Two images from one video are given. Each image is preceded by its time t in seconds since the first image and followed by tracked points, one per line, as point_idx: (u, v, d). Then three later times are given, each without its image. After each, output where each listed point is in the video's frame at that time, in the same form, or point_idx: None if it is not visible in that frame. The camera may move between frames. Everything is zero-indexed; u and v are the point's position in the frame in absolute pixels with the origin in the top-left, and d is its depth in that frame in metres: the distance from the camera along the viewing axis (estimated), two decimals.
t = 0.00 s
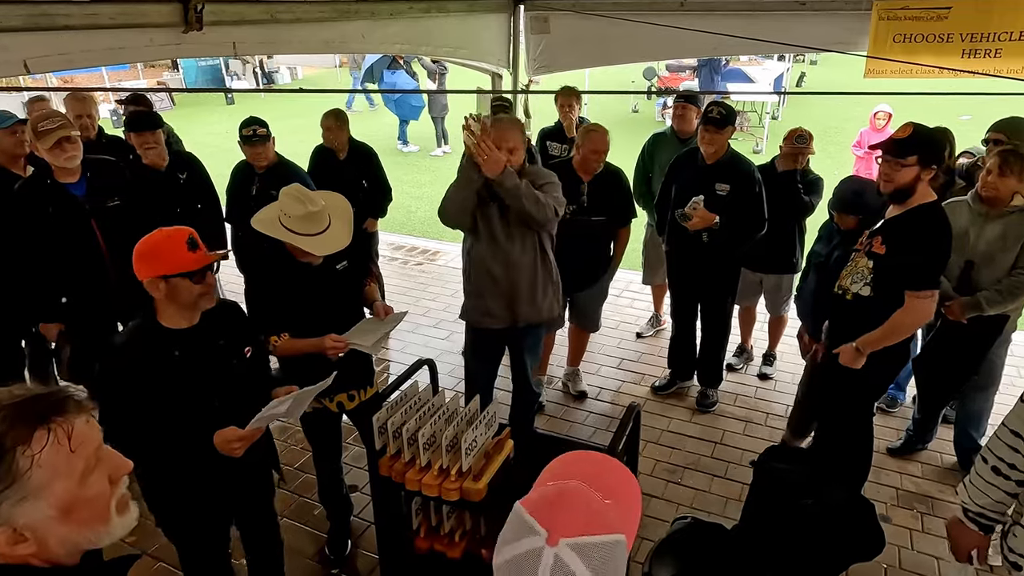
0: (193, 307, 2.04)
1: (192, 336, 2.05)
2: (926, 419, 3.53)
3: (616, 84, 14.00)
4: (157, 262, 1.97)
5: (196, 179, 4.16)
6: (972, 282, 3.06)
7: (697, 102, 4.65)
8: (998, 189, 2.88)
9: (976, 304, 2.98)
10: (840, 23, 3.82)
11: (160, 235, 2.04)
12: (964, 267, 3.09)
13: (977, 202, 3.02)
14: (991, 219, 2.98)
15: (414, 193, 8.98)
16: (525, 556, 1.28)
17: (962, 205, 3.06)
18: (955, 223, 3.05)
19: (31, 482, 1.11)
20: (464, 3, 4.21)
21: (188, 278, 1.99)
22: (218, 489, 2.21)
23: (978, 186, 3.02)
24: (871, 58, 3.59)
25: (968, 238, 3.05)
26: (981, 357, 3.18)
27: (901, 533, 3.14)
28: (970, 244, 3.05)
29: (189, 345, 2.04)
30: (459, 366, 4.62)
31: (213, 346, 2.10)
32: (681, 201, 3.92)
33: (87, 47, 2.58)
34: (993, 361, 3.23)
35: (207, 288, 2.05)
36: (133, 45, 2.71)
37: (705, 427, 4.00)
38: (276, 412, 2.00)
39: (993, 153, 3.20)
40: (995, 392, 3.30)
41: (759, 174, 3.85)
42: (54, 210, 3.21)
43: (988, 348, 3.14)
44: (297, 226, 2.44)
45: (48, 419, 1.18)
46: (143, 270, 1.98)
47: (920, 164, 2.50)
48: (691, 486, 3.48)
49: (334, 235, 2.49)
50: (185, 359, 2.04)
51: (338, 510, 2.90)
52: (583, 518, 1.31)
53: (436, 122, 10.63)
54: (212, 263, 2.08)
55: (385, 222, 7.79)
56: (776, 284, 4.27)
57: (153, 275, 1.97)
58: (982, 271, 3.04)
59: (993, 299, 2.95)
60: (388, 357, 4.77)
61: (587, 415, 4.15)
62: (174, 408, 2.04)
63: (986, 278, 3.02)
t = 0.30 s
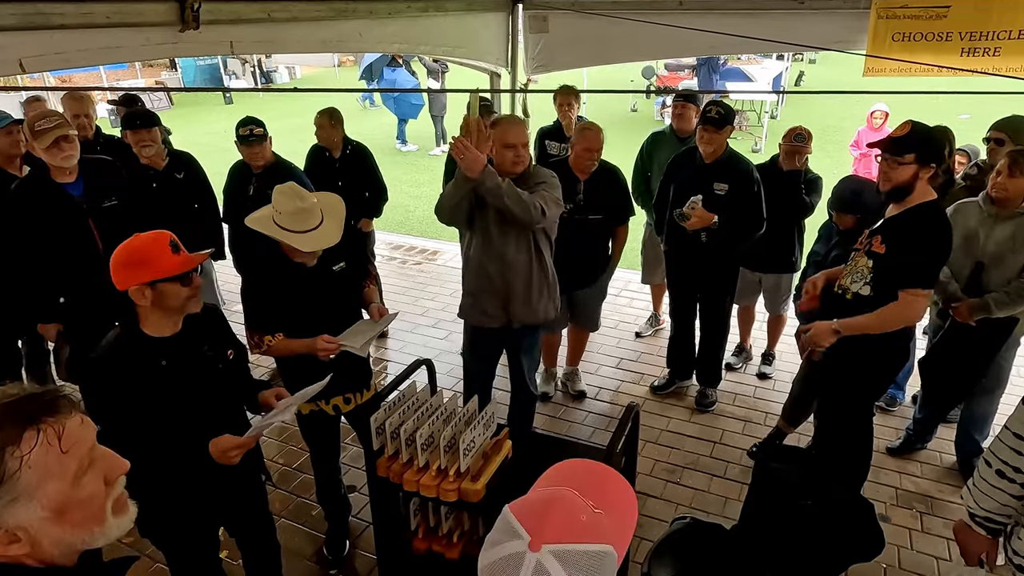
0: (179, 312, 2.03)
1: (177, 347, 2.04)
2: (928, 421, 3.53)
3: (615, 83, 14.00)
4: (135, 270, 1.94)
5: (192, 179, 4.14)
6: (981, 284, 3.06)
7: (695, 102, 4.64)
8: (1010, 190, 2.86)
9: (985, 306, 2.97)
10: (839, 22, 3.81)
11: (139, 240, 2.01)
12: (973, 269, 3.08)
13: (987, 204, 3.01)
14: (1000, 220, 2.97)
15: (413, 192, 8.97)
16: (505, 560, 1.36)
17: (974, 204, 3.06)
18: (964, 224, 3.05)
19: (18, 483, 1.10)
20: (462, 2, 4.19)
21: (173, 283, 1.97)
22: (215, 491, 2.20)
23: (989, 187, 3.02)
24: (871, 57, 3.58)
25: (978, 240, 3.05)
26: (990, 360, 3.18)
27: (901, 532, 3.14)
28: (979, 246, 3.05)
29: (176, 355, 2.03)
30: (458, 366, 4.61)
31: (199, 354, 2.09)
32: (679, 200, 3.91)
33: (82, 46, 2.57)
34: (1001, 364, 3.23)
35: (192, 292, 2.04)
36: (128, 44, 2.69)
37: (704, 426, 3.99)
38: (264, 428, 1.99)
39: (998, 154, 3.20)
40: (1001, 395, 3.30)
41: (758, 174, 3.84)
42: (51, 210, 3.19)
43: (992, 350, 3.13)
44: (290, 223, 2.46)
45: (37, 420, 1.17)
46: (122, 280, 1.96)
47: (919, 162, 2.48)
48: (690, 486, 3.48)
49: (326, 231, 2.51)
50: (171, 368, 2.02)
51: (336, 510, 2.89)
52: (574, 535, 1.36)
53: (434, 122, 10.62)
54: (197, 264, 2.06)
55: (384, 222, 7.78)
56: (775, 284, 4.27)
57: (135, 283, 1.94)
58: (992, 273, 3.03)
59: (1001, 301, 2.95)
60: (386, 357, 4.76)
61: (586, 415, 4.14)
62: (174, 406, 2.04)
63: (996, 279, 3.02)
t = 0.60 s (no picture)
0: (172, 312, 2.04)
1: (171, 347, 2.05)
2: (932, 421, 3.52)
3: (614, 82, 14.00)
4: (126, 274, 1.94)
5: (191, 178, 4.14)
6: (991, 287, 3.04)
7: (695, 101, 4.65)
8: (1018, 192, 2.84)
9: (995, 310, 2.97)
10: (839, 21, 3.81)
11: (125, 243, 2.00)
12: (984, 272, 3.07)
13: (997, 206, 2.99)
14: (1011, 222, 2.95)
15: (412, 192, 8.97)
16: (510, 572, 1.46)
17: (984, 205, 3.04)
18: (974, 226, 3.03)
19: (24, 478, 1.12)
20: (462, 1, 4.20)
21: (168, 282, 1.99)
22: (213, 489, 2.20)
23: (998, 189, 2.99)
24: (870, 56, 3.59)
25: (988, 241, 3.03)
26: (1000, 365, 3.16)
27: (900, 531, 3.14)
28: (989, 248, 3.03)
29: (173, 356, 2.04)
30: (457, 365, 4.62)
31: (190, 352, 2.10)
32: (678, 201, 3.91)
33: (80, 46, 2.57)
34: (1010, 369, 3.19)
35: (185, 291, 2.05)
36: (127, 43, 2.69)
37: (703, 425, 3.99)
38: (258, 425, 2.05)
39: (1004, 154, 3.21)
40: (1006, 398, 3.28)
41: (757, 173, 3.84)
42: (50, 210, 3.20)
43: (994, 352, 3.12)
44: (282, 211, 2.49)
45: (43, 415, 1.18)
46: (112, 285, 1.95)
47: (920, 161, 2.49)
48: (689, 485, 3.48)
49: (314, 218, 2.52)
50: (169, 369, 2.03)
51: (335, 510, 2.89)
52: (564, 534, 1.51)
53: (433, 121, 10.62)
54: (187, 262, 2.07)
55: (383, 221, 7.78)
56: (774, 282, 4.27)
57: (128, 286, 1.94)
58: (1002, 276, 3.00)
59: (1011, 305, 2.95)
60: (385, 356, 4.75)
61: (585, 414, 4.14)
62: (172, 405, 2.04)
63: (1007, 282, 2.99)
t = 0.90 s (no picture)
0: (163, 306, 2.05)
1: (164, 340, 2.04)
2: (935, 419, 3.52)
3: (614, 81, 14.02)
4: (117, 268, 1.94)
5: (191, 178, 4.15)
6: (998, 288, 3.01)
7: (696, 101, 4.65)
8: None
9: (1002, 310, 2.94)
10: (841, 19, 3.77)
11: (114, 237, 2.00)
12: (991, 273, 3.03)
13: (1004, 207, 2.96)
14: (1017, 224, 2.92)
15: (412, 191, 8.98)
16: (514, 571, 1.48)
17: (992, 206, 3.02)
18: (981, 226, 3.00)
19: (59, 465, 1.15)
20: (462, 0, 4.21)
21: (159, 276, 2.00)
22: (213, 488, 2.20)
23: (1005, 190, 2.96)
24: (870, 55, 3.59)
25: (994, 242, 3.00)
26: (1005, 367, 3.15)
27: (900, 529, 3.15)
28: (995, 249, 3.00)
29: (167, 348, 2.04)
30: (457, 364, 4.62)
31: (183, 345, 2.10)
32: (677, 199, 3.92)
33: (81, 45, 2.57)
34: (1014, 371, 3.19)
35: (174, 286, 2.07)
36: (127, 43, 2.70)
37: (703, 424, 4.00)
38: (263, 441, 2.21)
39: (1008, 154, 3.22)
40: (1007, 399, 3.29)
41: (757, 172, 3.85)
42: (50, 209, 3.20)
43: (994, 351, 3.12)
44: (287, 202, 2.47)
45: (71, 401, 1.21)
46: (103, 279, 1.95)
47: (920, 160, 2.50)
48: (689, 483, 3.48)
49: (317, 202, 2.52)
50: (163, 361, 2.03)
51: (336, 509, 2.89)
52: (566, 533, 1.53)
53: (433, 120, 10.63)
54: (177, 257, 2.08)
55: (383, 220, 7.79)
56: (774, 281, 4.28)
57: (119, 280, 1.94)
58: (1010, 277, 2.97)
59: (1018, 306, 2.92)
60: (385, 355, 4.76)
61: (585, 413, 4.14)
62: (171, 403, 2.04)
63: (1013, 283, 2.97)
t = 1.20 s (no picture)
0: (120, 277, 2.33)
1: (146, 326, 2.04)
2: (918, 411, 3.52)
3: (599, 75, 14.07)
4: (109, 247, 2.39)
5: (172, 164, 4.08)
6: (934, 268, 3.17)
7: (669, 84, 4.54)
8: (987, 186, 2.89)
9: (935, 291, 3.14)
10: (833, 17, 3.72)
11: (84, 208, 2.36)
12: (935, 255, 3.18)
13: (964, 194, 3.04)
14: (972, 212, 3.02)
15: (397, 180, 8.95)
16: None
17: (955, 196, 3.14)
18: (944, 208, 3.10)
19: (104, 441, 1.22)
20: None
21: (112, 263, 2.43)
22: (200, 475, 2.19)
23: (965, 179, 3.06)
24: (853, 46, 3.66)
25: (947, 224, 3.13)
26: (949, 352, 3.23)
27: (876, 515, 3.24)
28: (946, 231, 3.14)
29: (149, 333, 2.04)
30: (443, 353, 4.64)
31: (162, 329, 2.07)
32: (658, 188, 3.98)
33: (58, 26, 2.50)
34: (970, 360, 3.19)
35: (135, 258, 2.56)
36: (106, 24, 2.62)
37: (687, 413, 4.06)
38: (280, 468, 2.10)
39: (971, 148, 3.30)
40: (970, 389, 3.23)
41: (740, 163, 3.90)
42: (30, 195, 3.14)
43: (969, 344, 3.18)
44: (299, 195, 2.52)
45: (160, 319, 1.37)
46: (90, 253, 2.37)
47: (902, 157, 2.49)
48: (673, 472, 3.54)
49: (334, 202, 2.60)
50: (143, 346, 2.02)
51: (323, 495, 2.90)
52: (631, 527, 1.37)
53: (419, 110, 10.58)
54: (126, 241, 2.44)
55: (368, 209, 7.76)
56: (751, 272, 4.34)
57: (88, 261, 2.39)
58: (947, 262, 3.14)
59: (956, 288, 3.10)
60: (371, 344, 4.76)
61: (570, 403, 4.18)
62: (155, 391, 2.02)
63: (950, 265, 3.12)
